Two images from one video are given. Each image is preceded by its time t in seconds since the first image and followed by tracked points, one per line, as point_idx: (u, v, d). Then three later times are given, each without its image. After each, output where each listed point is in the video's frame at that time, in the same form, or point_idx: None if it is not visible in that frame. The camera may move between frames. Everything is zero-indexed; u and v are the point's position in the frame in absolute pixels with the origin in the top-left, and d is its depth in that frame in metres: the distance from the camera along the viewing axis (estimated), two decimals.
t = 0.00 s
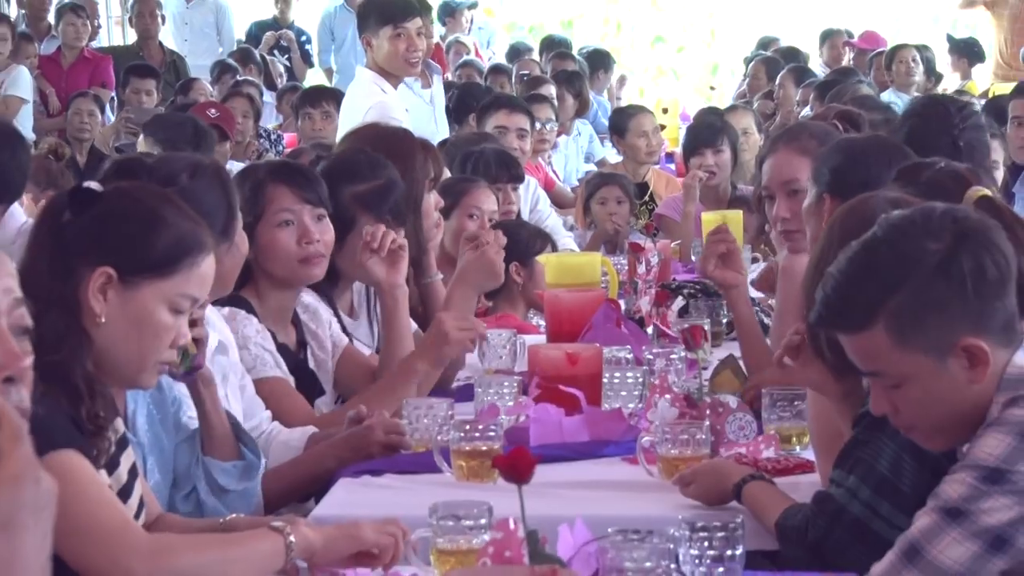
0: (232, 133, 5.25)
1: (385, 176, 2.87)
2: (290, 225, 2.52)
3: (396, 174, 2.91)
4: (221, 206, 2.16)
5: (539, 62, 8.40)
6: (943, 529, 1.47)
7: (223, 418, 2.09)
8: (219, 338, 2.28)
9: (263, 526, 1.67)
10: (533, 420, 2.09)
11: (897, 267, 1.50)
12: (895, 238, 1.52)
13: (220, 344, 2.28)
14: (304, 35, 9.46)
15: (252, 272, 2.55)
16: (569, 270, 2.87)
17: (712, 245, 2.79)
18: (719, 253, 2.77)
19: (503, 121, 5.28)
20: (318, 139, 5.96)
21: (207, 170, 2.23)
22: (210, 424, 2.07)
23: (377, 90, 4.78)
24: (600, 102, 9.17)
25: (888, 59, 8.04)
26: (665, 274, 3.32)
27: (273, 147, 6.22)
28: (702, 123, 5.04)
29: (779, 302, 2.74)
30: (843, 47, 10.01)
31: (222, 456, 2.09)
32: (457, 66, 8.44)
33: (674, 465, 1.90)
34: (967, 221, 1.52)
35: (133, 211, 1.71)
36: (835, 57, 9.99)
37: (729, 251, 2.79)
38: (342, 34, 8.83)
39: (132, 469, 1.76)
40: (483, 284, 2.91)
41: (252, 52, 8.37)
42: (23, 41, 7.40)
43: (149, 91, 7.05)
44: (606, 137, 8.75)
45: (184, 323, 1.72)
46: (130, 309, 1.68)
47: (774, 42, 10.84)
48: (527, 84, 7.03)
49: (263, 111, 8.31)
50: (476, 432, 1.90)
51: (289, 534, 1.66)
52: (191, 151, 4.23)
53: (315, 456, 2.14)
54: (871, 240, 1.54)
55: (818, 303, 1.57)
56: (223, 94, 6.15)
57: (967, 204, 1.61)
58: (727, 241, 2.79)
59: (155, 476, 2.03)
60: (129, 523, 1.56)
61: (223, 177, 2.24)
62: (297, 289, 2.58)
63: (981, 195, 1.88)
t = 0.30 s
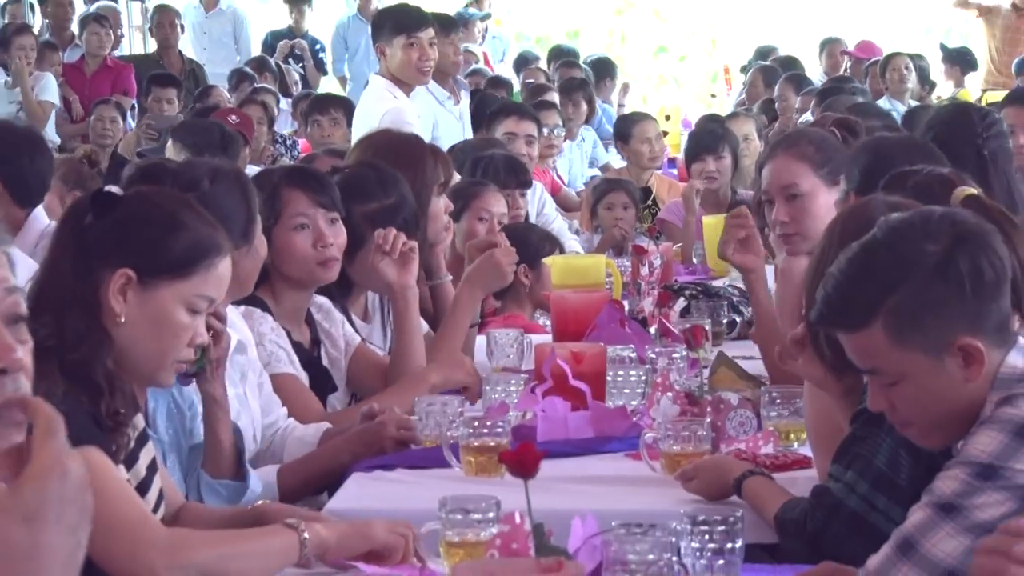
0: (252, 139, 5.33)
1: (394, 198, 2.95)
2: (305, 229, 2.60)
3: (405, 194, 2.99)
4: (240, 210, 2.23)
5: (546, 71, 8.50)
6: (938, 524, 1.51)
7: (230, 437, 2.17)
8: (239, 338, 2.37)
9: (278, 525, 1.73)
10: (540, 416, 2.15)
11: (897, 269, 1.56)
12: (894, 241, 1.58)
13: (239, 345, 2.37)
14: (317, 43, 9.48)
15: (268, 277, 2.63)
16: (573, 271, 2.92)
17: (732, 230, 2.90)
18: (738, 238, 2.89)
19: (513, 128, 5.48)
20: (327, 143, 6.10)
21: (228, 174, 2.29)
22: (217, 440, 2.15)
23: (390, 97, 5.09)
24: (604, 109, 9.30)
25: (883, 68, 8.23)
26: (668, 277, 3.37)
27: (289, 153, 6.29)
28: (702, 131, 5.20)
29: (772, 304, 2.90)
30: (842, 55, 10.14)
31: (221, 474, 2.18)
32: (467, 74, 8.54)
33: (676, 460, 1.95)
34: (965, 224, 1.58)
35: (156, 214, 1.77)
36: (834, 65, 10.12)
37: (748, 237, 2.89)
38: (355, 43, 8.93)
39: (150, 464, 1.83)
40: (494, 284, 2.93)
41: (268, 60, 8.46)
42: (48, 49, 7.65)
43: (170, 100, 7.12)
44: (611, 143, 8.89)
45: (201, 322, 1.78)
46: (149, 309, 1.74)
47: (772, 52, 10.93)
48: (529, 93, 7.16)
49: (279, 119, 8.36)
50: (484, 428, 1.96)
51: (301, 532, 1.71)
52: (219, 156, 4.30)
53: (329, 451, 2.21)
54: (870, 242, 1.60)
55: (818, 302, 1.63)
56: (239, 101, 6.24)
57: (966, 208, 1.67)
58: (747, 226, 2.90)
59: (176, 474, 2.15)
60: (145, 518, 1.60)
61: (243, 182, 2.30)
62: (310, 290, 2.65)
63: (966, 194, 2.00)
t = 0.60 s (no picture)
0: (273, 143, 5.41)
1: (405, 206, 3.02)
2: (318, 229, 2.71)
3: (417, 202, 3.07)
4: (247, 209, 2.30)
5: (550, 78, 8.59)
6: (928, 516, 1.56)
7: (247, 434, 2.24)
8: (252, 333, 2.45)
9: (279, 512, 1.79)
10: (544, 411, 2.22)
11: (889, 272, 1.61)
12: (886, 244, 1.63)
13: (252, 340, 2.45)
14: (329, 51, 9.60)
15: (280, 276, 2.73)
16: (576, 272, 2.98)
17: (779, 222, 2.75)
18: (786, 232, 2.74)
19: (523, 134, 5.69)
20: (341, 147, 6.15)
21: (235, 177, 2.36)
22: (234, 437, 2.21)
23: (400, 102, 5.21)
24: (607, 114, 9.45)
25: (874, 75, 8.58)
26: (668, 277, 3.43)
27: (301, 157, 6.38)
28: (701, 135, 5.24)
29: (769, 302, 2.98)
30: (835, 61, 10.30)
31: (237, 470, 2.25)
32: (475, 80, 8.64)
33: (675, 454, 2.02)
34: (954, 228, 1.64)
35: (171, 216, 1.83)
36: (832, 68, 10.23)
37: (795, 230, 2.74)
38: (366, 49, 8.98)
39: (167, 457, 1.91)
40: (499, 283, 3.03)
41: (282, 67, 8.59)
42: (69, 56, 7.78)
43: (189, 105, 7.20)
44: (613, 147, 9.02)
45: (216, 321, 1.83)
46: (166, 308, 1.80)
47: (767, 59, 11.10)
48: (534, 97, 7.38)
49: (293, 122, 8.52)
50: (490, 422, 2.01)
51: (299, 519, 1.77)
52: (240, 159, 4.37)
53: (337, 446, 2.28)
54: (863, 245, 1.65)
55: (813, 302, 1.68)
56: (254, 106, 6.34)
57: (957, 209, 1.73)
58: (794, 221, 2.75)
59: (194, 469, 2.23)
60: (153, 513, 1.69)
61: (250, 185, 2.37)
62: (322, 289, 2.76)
63: (949, 195, 2.11)
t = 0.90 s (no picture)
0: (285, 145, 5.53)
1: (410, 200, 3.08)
2: (325, 228, 2.77)
3: (421, 197, 3.13)
4: (248, 206, 2.34)
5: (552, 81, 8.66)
6: (918, 505, 1.62)
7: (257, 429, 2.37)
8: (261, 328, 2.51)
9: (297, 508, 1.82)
10: (547, 405, 2.28)
11: (883, 268, 1.67)
12: (881, 241, 1.68)
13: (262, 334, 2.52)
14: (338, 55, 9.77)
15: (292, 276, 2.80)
16: (577, 269, 3.04)
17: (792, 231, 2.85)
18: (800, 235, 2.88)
19: (523, 135, 5.80)
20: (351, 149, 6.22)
21: (235, 176, 2.41)
22: (245, 430, 2.34)
23: (405, 105, 5.27)
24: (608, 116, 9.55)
25: (868, 79, 8.71)
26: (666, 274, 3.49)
27: (310, 158, 6.42)
28: (697, 139, 5.37)
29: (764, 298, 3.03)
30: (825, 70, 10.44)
31: (246, 463, 2.36)
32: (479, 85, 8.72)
33: (673, 446, 2.07)
34: (945, 226, 1.70)
35: (181, 214, 1.88)
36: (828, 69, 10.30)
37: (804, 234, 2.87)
38: (372, 54, 8.99)
39: (180, 447, 1.97)
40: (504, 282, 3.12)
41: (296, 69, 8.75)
42: (85, 59, 7.92)
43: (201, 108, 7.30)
44: (614, 148, 9.09)
45: (224, 316, 1.88)
46: (176, 303, 1.85)
47: (763, 65, 11.48)
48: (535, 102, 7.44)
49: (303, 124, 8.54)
50: (493, 415, 2.08)
51: (317, 515, 1.80)
52: (242, 161, 4.43)
53: (346, 438, 2.35)
54: (858, 242, 1.70)
55: (808, 297, 1.73)
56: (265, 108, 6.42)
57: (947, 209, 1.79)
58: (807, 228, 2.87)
59: (209, 458, 2.29)
60: (170, 501, 1.77)
61: (250, 183, 2.42)
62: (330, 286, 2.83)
63: (936, 197, 2.19)
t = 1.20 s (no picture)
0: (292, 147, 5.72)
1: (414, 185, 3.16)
2: (324, 229, 2.86)
3: (422, 182, 3.21)
4: (253, 205, 2.40)
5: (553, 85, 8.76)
6: (905, 497, 1.67)
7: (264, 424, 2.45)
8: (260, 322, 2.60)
9: (265, 497, 1.89)
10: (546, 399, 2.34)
11: (869, 267, 1.72)
12: (869, 239, 1.74)
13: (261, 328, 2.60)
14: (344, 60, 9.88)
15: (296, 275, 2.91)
16: (575, 267, 3.10)
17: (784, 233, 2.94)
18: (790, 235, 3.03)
19: (518, 138, 5.87)
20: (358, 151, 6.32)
21: (242, 175, 2.47)
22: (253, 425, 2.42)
23: (408, 111, 5.32)
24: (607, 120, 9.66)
25: (861, 85, 8.85)
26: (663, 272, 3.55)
27: (317, 160, 6.55)
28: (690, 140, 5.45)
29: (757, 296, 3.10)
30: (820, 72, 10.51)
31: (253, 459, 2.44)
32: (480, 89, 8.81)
33: (668, 440, 2.13)
34: (930, 225, 1.76)
35: (191, 213, 1.94)
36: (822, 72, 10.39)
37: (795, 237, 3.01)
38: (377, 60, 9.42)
39: (191, 439, 2.03)
40: (506, 281, 3.19)
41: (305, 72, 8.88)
42: (98, 65, 8.09)
43: (212, 110, 7.42)
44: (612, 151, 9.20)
45: (233, 313, 1.94)
46: (186, 300, 1.91)
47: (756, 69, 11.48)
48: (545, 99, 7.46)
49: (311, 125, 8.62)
50: (495, 409, 2.13)
51: (286, 504, 1.87)
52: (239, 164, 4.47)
53: (350, 433, 2.41)
54: (847, 241, 1.76)
55: (798, 296, 1.79)
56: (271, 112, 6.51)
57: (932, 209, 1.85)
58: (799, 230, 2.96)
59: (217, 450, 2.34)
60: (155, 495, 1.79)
61: (256, 183, 2.48)
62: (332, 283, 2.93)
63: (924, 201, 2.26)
